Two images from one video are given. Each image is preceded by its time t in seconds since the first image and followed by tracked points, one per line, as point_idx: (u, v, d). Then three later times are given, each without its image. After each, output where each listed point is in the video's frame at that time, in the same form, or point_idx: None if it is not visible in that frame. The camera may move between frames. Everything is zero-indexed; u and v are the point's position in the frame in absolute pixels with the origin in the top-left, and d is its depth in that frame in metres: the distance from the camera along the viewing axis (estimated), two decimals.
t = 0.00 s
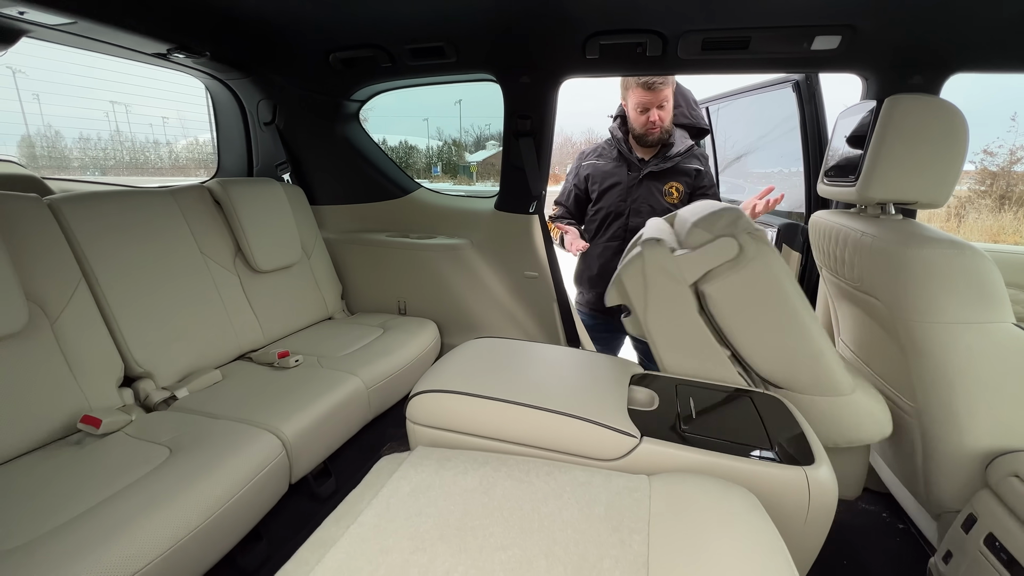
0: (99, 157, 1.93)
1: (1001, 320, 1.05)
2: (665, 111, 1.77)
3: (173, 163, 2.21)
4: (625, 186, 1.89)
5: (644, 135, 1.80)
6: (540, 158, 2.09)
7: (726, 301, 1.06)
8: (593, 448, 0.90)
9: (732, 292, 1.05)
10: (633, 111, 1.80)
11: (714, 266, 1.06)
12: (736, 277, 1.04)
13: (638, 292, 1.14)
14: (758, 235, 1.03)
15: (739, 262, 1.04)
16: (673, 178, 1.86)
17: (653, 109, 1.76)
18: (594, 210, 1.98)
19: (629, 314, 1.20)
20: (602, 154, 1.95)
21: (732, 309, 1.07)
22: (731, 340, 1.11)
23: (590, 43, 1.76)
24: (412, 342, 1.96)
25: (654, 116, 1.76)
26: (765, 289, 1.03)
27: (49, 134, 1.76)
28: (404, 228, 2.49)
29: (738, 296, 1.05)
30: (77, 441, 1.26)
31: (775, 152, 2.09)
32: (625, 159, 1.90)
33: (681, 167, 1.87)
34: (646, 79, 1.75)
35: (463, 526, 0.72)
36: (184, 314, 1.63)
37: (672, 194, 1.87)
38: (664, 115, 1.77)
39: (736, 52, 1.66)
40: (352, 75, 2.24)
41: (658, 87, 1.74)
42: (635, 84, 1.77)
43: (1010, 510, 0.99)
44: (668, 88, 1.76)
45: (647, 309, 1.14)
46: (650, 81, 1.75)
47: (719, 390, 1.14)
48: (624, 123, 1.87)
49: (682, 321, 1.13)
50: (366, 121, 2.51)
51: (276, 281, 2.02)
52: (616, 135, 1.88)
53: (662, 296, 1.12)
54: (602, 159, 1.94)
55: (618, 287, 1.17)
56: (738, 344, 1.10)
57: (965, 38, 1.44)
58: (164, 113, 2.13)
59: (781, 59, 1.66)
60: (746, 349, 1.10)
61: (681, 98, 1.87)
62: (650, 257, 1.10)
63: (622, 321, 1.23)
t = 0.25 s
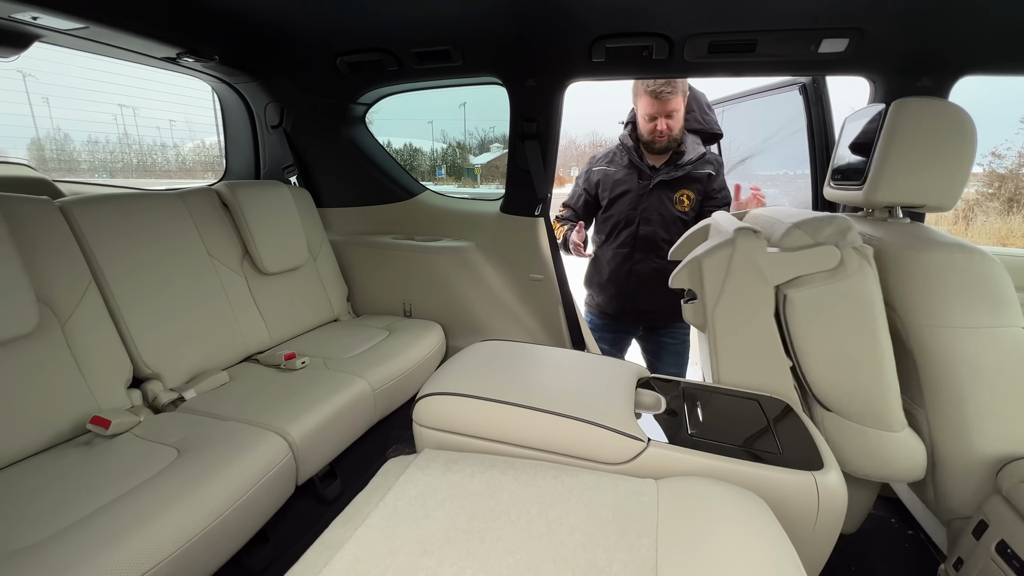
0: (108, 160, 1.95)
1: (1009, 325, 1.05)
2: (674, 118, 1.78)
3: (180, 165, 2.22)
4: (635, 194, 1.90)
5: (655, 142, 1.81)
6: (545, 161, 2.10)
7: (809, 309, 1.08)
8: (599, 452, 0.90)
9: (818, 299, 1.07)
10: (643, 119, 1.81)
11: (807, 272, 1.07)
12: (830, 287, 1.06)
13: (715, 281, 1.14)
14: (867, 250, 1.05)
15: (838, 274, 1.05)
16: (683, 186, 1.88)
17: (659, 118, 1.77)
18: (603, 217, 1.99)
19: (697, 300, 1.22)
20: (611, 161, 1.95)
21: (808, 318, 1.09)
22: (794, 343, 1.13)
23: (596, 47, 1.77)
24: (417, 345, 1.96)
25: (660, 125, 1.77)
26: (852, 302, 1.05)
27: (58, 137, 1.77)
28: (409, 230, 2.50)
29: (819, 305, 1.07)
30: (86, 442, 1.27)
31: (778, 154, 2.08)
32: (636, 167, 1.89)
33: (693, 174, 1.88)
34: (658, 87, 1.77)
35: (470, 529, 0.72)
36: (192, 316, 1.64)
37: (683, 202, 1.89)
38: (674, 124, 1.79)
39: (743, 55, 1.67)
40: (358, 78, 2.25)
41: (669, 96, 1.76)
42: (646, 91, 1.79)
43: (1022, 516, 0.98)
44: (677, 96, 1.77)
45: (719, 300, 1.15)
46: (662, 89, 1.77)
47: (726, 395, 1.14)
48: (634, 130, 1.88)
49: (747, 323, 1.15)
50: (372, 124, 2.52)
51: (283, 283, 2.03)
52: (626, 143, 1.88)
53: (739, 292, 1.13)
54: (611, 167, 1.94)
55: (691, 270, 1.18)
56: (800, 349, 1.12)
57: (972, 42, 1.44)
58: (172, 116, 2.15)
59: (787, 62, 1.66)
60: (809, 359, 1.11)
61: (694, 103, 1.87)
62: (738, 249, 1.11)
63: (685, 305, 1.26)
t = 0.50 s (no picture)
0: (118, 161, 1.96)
1: (1019, 327, 1.03)
2: (697, 144, 1.68)
3: (189, 165, 2.23)
4: (656, 203, 1.88)
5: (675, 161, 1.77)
6: (551, 162, 2.10)
7: (754, 307, 1.05)
8: (604, 453, 0.90)
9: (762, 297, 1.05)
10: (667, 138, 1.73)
11: (747, 269, 1.05)
12: (769, 284, 1.04)
13: (664, 292, 1.13)
14: (794, 241, 1.02)
15: (773, 267, 1.03)
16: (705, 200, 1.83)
17: (678, 143, 1.69)
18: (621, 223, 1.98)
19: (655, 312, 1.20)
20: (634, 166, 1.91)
21: (757, 315, 1.06)
22: (753, 342, 1.10)
23: (602, 48, 1.77)
24: (423, 346, 1.97)
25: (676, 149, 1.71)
26: (800, 295, 1.02)
27: (68, 138, 1.79)
28: (415, 231, 2.50)
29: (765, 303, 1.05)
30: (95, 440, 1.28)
31: (783, 155, 2.07)
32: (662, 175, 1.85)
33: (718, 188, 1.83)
34: (687, 111, 1.62)
35: (476, 530, 0.72)
36: (200, 316, 1.65)
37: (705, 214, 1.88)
38: (696, 150, 1.70)
39: (749, 56, 1.67)
40: (366, 80, 2.26)
41: (695, 121, 1.62)
42: (673, 111, 1.65)
43: None
44: (705, 120, 1.63)
45: (673, 308, 1.14)
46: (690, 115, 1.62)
47: (733, 397, 1.13)
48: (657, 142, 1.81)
49: (711, 325, 1.12)
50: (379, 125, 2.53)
51: (289, 284, 2.04)
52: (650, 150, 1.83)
53: (691, 298, 1.11)
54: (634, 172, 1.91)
55: (642, 285, 1.16)
56: (760, 347, 1.09)
57: (982, 42, 1.43)
58: (181, 118, 2.17)
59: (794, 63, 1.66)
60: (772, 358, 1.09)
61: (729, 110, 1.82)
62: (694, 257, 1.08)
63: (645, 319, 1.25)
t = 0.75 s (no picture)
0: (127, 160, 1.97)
1: None
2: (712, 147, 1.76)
3: (197, 164, 2.25)
4: (674, 195, 1.98)
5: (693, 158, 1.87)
6: (557, 162, 2.10)
7: (774, 308, 1.06)
8: (610, 453, 0.90)
9: (783, 298, 1.05)
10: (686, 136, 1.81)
11: (770, 269, 1.05)
12: (793, 285, 1.04)
13: (683, 291, 1.14)
14: (821, 244, 1.02)
15: (797, 268, 1.03)
16: (721, 195, 1.93)
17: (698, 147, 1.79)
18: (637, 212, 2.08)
19: (670, 308, 1.20)
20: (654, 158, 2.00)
21: (778, 316, 1.06)
22: (773, 342, 1.10)
23: (609, 48, 1.77)
24: (429, 345, 1.97)
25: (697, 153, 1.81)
26: (821, 296, 1.02)
27: (78, 138, 1.80)
28: (421, 230, 2.51)
29: (787, 303, 1.05)
30: (105, 435, 1.30)
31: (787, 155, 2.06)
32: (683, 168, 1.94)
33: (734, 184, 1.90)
34: (705, 120, 1.67)
35: (481, 528, 0.72)
36: (208, 314, 1.66)
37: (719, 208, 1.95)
38: (712, 152, 1.79)
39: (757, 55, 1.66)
40: (373, 80, 2.27)
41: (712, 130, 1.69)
42: (692, 118, 1.70)
43: None
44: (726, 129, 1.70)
45: (691, 305, 1.14)
46: (708, 125, 1.67)
47: (740, 398, 1.12)
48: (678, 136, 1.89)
49: (721, 322, 1.13)
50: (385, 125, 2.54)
51: (296, 282, 2.05)
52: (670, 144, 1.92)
53: (708, 298, 1.12)
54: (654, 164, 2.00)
55: (660, 281, 1.17)
56: (779, 348, 1.09)
57: (993, 42, 1.41)
58: (189, 117, 2.18)
59: (804, 62, 1.65)
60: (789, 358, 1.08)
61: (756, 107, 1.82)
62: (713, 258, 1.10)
63: (660, 316, 1.24)
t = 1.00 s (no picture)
0: (137, 161, 1.99)
1: None
2: (721, 164, 1.77)
3: (206, 165, 2.26)
4: (689, 200, 2.00)
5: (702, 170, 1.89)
6: (563, 163, 2.10)
7: (845, 319, 1.06)
8: (619, 454, 0.89)
9: (857, 309, 1.05)
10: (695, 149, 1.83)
11: (852, 280, 1.04)
12: (872, 298, 1.04)
13: (750, 286, 1.12)
14: (911, 264, 1.03)
15: (881, 282, 1.03)
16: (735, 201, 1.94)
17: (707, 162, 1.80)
18: (650, 214, 2.12)
19: (729, 300, 1.18)
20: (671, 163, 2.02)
21: (847, 326, 1.06)
22: (830, 352, 1.10)
23: (617, 49, 1.77)
24: (435, 345, 1.98)
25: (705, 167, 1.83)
26: (896, 312, 1.02)
27: (89, 138, 1.81)
28: (428, 231, 2.51)
29: (860, 315, 1.05)
30: (116, 433, 1.31)
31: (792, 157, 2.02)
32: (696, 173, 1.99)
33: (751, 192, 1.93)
34: (711, 137, 1.69)
35: (489, 528, 0.72)
36: (217, 313, 1.68)
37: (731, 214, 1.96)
38: (720, 168, 1.81)
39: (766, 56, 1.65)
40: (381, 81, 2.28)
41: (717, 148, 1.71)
42: (700, 133, 1.72)
43: None
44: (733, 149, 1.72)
45: (754, 302, 1.13)
46: (714, 142, 1.69)
47: (749, 402, 1.12)
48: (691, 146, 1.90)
49: (761, 323, 1.14)
50: (392, 125, 2.55)
51: (304, 282, 2.06)
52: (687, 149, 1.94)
53: (772, 297, 1.11)
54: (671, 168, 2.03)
55: (725, 271, 1.16)
56: (836, 358, 1.09)
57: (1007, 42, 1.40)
58: (198, 118, 2.20)
59: (814, 61, 1.64)
60: (843, 369, 1.08)
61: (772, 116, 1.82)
62: (775, 254, 1.09)
63: (715, 308, 1.22)
